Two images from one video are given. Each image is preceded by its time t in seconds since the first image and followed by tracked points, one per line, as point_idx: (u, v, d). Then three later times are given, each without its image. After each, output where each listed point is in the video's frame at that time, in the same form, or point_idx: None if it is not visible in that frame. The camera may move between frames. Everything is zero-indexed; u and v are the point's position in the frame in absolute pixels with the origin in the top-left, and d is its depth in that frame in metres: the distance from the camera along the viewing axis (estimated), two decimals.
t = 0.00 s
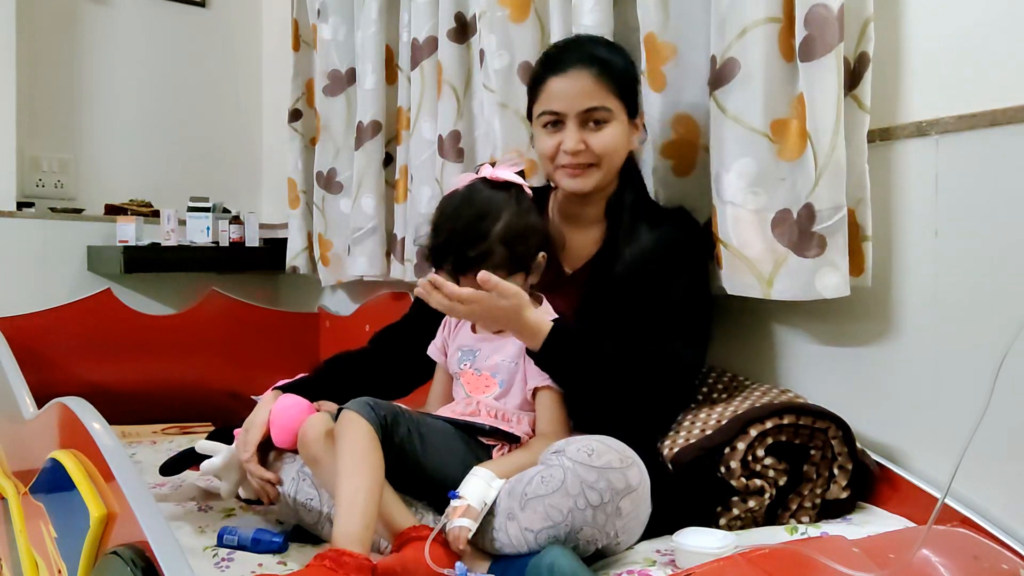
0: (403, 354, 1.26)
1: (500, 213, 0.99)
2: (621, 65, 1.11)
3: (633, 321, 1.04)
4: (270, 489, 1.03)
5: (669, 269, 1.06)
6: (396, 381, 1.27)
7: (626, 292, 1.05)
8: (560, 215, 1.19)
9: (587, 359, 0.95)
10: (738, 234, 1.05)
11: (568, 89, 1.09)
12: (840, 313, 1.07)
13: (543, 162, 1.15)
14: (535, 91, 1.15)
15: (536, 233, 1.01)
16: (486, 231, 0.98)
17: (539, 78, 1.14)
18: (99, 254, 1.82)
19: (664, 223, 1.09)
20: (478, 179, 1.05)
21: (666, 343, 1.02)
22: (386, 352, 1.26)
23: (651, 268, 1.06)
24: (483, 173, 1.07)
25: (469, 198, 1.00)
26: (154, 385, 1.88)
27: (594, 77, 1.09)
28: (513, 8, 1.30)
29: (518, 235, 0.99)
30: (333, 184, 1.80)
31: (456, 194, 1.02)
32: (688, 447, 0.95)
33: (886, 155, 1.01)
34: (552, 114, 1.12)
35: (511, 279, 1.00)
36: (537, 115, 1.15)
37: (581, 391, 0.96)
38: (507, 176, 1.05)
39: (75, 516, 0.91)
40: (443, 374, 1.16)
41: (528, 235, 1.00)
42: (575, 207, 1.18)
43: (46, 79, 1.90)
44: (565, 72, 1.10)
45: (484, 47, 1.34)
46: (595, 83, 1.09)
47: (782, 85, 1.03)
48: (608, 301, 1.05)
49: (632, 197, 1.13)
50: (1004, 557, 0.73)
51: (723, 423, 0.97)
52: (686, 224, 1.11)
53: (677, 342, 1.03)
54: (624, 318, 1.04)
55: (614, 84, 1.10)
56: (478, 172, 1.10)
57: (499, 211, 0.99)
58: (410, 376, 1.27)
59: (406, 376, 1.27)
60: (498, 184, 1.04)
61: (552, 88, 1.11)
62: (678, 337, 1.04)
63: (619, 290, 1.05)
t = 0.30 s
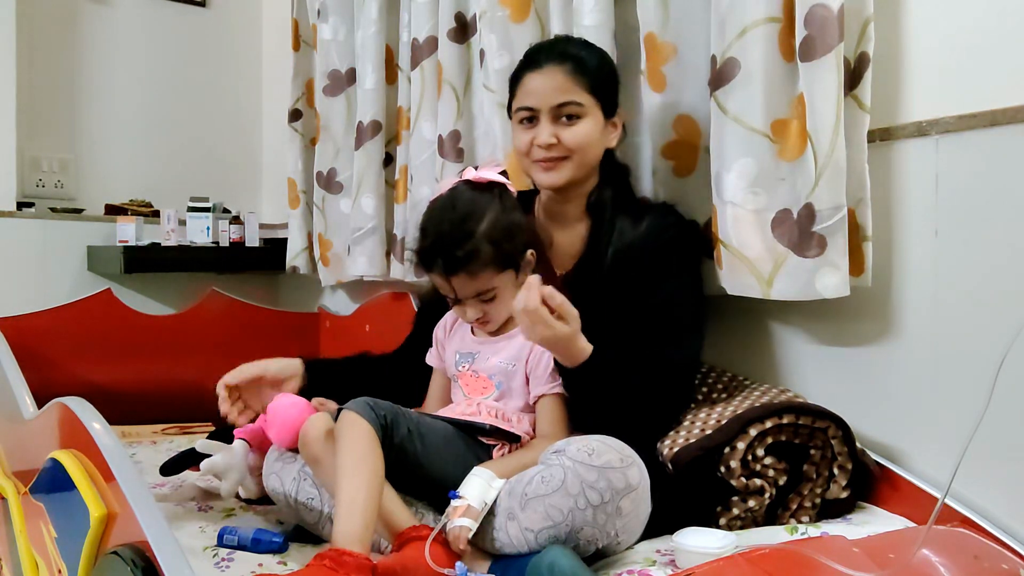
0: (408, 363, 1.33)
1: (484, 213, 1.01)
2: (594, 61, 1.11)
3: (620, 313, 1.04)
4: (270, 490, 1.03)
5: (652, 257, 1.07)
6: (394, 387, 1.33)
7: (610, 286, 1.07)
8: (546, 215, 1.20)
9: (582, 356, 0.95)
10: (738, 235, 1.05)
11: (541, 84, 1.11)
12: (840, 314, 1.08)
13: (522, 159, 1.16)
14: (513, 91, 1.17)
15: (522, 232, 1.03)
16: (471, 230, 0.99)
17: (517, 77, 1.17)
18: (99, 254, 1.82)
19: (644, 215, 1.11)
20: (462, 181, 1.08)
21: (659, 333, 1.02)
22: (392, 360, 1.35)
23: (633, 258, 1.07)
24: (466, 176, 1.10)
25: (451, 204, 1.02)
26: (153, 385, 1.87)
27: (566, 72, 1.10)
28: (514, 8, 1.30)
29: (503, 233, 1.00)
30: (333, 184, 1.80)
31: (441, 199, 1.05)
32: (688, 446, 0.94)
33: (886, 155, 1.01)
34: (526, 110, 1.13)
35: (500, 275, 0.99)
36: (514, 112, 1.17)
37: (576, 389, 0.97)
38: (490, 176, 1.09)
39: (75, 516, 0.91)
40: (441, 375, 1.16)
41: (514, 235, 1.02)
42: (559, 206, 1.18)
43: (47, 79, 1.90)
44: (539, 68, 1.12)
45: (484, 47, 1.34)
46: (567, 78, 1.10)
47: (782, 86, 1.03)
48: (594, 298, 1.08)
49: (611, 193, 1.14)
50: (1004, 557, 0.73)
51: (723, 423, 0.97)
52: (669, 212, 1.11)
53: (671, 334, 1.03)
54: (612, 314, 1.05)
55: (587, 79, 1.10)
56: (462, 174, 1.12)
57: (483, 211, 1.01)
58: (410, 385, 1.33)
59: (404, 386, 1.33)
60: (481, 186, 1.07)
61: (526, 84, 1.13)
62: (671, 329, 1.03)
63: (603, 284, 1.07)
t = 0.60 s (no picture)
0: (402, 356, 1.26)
1: (485, 214, 1.01)
2: (599, 62, 1.10)
3: (623, 317, 1.04)
4: (270, 490, 1.03)
5: (655, 261, 1.06)
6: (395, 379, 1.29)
7: (613, 289, 1.06)
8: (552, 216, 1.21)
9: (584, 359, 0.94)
10: (738, 234, 1.05)
11: (547, 85, 1.10)
12: (840, 314, 1.08)
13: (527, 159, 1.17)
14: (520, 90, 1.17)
15: (519, 232, 1.03)
16: (472, 232, 0.98)
17: (523, 77, 1.16)
18: (99, 254, 1.82)
19: (652, 218, 1.10)
20: (461, 181, 1.07)
21: (658, 336, 1.03)
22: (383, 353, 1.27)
23: (637, 262, 1.06)
24: (464, 176, 1.09)
25: (451, 205, 1.01)
26: (153, 385, 1.87)
27: (571, 73, 1.10)
28: (514, 8, 1.30)
29: (505, 234, 1.00)
30: (333, 185, 1.80)
31: (440, 198, 1.04)
32: (688, 447, 0.95)
33: (886, 155, 1.01)
34: (532, 110, 1.13)
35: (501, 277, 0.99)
36: (520, 112, 1.17)
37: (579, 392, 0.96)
38: (488, 176, 1.07)
39: (75, 517, 0.91)
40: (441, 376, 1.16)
41: (515, 234, 1.02)
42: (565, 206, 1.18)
43: (47, 80, 1.90)
44: (544, 69, 1.12)
45: (484, 47, 1.34)
46: (572, 79, 1.10)
47: (782, 86, 1.03)
48: (598, 302, 1.07)
49: (620, 192, 1.13)
50: (1004, 557, 0.73)
51: (723, 423, 0.97)
52: (674, 216, 1.11)
53: (672, 341, 1.03)
54: (612, 317, 1.05)
55: (591, 80, 1.10)
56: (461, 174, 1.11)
57: (482, 213, 1.01)
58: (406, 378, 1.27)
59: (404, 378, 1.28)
60: (479, 186, 1.06)
61: (532, 85, 1.13)
62: (669, 334, 1.03)
63: (607, 287, 1.07)
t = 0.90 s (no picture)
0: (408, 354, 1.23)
1: (505, 222, 0.91)
2: (613, 66, 1.11)
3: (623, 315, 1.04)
4: (270, 489, 1.03)
5: (655, 259, 1.08)
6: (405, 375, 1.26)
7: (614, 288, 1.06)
8: (552, 219, 1.15)
9: (585, 348, 0.95)
10: (738, 234, 1.05)
11: (559, 84, 1.10)
12: (841, 314, 1.07)
13: (530, 157, 1.16)
14: (529, 87, 1.16)
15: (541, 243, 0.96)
16: (494, 242, 0.90)
17: (532, 74, 1.16)
18: (99, 254, 1.82)
19: (650, 219, 1.11)
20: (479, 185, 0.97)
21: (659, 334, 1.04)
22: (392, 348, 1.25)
23: (638, 261, 1.07)
24: (483, 178, 1.00)
25: (469, 207, 0.92)
26: (154, 385, 1.86)
27: (584, 75, 1.10)
28: (514, 8, 1.30)
29: (525, 246, 0.92)
30: (333, 185, 1.80)
31: (456, 200, 0.94)
32: (688, 447, 0.95)
33: (886, 155, 1.01)
34: (540, 108, 1.12)
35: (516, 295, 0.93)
36: (527, 109, 1.16)
37: (579, 389, 0.98)
38: (509, 183, 0.98)
39: (75, 517, 0.91)
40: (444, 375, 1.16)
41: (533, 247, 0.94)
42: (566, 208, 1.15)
43: (47, 80, 1.90)
44: (557, 67, 1.11)
45: (484, 47, 1.34)
46: (585, 81, 1.10)
47: (782, 86, 1.03)
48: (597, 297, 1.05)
49: (620, 195, 1.14)
50: (1004, 557, 0.73)
51: (723, 423, 0.97)
52: (673, 216, 1.13)
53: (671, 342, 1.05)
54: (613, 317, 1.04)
55: (603, 84, 1.10)
56: (476, 175, 1.02)
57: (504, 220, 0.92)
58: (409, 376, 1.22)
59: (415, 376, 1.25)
60: (498, 190, 0.97)
61: (543, 82, 1.12)
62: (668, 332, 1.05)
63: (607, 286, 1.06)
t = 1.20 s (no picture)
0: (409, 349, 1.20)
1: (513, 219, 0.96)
2: (617, 67, 1.12)
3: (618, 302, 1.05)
4: (270, 489, 1.03)
5: (648, 254, 1.08)
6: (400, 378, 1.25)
7: (607, 282, 1.08)
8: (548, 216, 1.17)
9: (575, 334, 0.97)
10: (738, 234, 1.05)
11: (566, 79, 1.09)
12: (841, 314, 1.07)
13: (528, 149, 1.15)
14: (532, 79, 1.15)
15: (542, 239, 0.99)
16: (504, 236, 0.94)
17: (537, 67, 1.15)
18: (98, 254, 1.82)
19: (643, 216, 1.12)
20: (486, 181, 1.00)
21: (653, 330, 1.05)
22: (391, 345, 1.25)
23: (631, 256, 1.08)
24: (490, 175, 1.02)
25: (480, 204, 0.96)
26: (154, 385, 1.88)
27: (591, 71, 1.10)
28: (513, 8, 1.30)
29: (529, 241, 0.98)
30: (333, 185, 1.80)
31: (460, 198, 0.98)
32: (688, 447, 0.95)
33: (886, 155, 1.01)
34: (545, 100, 1.11)
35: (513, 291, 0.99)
36: (529, 100, 1.14)
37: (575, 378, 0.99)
38: (515, 180, 1.01)
39: (75, 517, 0.91)
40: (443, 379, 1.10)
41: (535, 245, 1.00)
42: (560, 205, 1.17)
43: (47, 80, 1.90)
44: (565, 62, 1.11)
45: (483, 47, 1.34)
46: (593, 77, 1.10)
47: (782, 86, 1.03)
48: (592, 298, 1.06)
49: (612, 198, 1.15)
50: (1004, 557, 0.73)
51: (723, 423, 0.97)
52: (667, 211, 1.12)
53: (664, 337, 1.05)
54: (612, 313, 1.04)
55: (608, 84, 1.11)
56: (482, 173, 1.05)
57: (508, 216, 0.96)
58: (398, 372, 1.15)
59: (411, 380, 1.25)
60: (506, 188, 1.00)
61: (549, 75, 1.11)
62: (664, 328, 1.05)
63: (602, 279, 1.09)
